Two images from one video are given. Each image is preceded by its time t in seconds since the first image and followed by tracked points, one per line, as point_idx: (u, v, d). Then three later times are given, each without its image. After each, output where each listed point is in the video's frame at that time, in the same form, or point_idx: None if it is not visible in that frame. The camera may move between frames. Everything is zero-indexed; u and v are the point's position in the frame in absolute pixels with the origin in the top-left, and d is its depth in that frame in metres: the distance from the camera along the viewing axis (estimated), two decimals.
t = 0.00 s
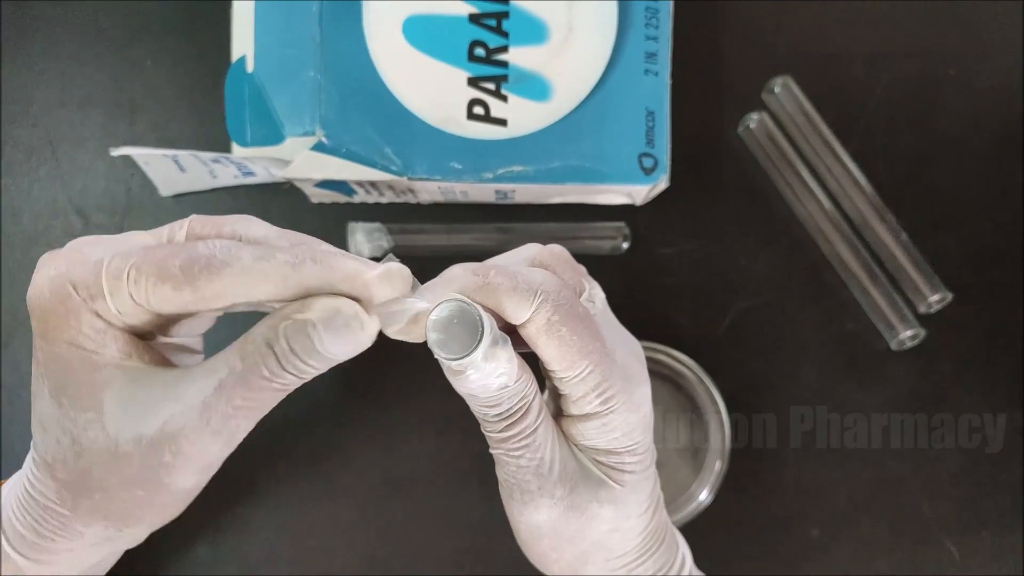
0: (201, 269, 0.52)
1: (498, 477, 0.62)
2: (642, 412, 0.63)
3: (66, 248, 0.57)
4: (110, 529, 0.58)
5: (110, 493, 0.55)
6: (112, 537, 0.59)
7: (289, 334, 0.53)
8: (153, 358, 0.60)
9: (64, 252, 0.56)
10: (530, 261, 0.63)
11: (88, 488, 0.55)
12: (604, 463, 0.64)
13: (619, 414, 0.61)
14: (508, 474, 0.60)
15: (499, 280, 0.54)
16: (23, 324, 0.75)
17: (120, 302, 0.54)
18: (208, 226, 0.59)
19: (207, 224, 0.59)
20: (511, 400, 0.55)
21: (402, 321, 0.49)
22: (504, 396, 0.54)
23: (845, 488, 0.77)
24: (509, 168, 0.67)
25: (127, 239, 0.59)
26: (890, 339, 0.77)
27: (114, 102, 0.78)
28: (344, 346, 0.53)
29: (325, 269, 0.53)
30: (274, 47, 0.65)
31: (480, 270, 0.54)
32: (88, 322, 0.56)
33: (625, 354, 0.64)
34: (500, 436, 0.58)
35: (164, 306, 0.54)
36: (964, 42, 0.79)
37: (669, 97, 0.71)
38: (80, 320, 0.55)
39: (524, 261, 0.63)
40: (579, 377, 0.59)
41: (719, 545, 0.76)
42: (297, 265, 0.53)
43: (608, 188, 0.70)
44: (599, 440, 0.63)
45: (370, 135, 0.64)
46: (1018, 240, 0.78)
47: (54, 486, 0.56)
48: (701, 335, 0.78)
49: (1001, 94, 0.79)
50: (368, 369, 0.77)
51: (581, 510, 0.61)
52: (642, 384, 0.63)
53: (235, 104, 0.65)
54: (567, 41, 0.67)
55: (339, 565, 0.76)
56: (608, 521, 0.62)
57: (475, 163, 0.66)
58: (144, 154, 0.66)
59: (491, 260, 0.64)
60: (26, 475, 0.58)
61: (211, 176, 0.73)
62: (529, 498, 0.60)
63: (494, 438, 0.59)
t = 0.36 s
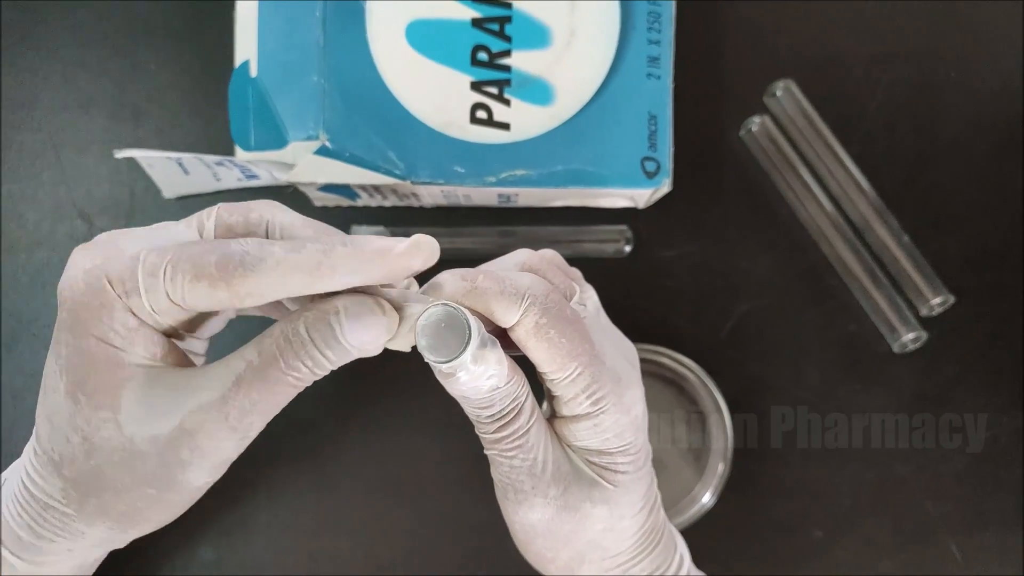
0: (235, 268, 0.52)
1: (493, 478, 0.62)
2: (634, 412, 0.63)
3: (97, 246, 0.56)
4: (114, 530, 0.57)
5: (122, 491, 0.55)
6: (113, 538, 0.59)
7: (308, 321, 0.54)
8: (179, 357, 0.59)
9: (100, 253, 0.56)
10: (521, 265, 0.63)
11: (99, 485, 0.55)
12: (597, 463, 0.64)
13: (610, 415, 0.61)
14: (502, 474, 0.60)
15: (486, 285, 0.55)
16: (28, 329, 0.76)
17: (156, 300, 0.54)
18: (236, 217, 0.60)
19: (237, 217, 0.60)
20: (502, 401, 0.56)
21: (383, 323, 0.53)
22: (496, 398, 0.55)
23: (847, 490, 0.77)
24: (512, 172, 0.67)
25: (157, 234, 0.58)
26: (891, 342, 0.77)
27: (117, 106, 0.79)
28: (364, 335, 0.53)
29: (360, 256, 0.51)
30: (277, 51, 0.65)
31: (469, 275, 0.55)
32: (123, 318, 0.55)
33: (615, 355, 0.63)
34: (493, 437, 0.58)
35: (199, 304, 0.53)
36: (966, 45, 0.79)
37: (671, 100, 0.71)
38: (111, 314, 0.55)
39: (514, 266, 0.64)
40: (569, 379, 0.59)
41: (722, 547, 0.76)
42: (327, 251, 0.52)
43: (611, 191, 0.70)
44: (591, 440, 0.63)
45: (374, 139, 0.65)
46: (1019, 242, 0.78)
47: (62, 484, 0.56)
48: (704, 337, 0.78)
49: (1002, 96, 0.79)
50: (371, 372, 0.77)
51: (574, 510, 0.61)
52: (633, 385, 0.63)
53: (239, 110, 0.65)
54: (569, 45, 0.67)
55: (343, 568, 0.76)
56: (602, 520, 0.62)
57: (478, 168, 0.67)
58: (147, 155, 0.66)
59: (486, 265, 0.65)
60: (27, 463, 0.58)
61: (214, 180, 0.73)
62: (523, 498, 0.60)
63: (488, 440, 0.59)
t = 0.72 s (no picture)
0: (224, 246, 0.53)
1: (496, 484, 0.62)
2: (634, 412, 0.63)
3: (78, 236, 0.57)
4: (106, 519, 0.58)
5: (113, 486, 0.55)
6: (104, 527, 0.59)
7: (297, 320, 0.53)
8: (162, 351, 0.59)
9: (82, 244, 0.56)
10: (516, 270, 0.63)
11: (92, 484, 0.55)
12: (599, 465, 0.64)
13: (610, 416, 0.61)
14: (505, 479, 0.60)
15: (481, 290, 0.55)
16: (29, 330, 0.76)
17: (143, 282, 0.54)
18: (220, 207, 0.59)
19: (220, 204, 0.59)
20: (503, 406, 0.56)
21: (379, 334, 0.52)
22: (496, 403, 0.55)
23: (848, 492, 0.77)
24: (513, 174, 0.67)
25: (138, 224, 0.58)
26: (892, 344, 0.77)
27: (119, 108, 0.79)
28: (358, 332, 0.52)
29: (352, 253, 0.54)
30: (279, 52, 0.65)
31: (463, 282, 0.55)
32: (109, 305, 0.55)
33: (614, 356, 0.63)
34: (495, 442, 0.58)
35: (189, 287, 0.54)
36: (966, 46, 0.79)
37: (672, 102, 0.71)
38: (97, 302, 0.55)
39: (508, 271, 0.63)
40: (568, 381, 0.59)
41: (722, 549, 0.76)
42: (318, 246, 0.54)
43: (611, 193, 0.70)
44: (592, 442, 0.63)
45: (375, 141, 0.65)
46: (1020, 244, 0.78)
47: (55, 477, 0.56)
48: (705, 339, 0.78)
49: (1003, 98, 0.79)
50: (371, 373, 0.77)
51: (579, 513, 0.61)
52: (632, 385, 0.63)
53: (241, 112, 0.65)
54: (571, 48, 0.67)
55: (344, 569, 0.76)
56: (606, 521, 0.62)
57: (479, 169, 0.67)
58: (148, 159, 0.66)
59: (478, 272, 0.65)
60: (15, 457, 0.58)
61: (215, 183, 0.73)
62: (527, 502, 0.60)
63: (490, 445, 0.59)
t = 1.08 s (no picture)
0: (229, 383, 0.50)
1: (497, 484, 0.62)
2: (631, 400, 0.63)
3: (20, 380, 0.49)
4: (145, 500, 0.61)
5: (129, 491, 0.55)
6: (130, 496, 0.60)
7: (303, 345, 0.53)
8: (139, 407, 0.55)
9: (38, 385, 0.49)
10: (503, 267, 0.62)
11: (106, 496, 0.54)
12: (600, 457, 0.64)
13: (608, 406, 0.61)
14: (508, 479, 0.60)
15: (472, 286, 0.53)
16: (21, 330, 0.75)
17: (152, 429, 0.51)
18: (180, 305, 0.51)
19: (171, 296, 0.50)
20: (503, 403, 0.55)
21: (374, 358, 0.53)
22: (496, 400, 0.54)
23: (845, 491, 0.77)
24: (509, 172, 0.66)
25: (81, 342, 0.49)
26: (889, 342, 0.77)
27: (112, 105, 0.78)
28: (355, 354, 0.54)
29: (353, 337, 0.49)
30: (273, 49, 0.64)
31: (454, 279, 0.54)
32: (104, 447, 0.51)
33: (606, 346, 0.63)
34: (497, 442, 0.58)
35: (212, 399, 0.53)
36: (963, 45, 0.79)
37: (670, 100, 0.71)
38: (81, 439, 0.49)
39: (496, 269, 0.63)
40: (565, 373, 0.59)
41: (720, 548, 0.76)
42: (318, 342, 0.49)
43: (608, 192, 0.69)
44: (592, 435, 0.63)
45: (370, 139, 0.64)
46: (1017, 243, 0.78)
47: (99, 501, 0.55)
48: (702, 338, 0.77)
49: (1000, 97, 0.79)
50: (367, 372, 0.77)
51: (583, 508, 0.61)
52: (626, 373, 0.63)
53: (235, 109, 0.65)
54: (567, 45, 0.67)
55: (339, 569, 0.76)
56: (611, 514, 0.62)
57: (475, 167, 0.66)
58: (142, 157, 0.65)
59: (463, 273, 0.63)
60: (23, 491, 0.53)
61: (209, 180, 0.72)
62: (531, 500, 0.60)
63: (490, 445, 0.58)
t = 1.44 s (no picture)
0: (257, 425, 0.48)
1: (489, 492, 0.62)
2: (617, 402, 0.62)
3: (42, 442, 0.46)
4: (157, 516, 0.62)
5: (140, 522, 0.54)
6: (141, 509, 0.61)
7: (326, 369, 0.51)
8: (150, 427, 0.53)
9: (62, 445, 0.46)
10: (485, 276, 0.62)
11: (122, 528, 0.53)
12: (590, 461, 0.64)
13: (594, 410, 0.61)
14: (499, 487, 0.60)
15: (453, 296, 0.54)
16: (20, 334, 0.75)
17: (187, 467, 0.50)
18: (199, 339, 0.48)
19: (189, 335, 0.48)
20: (489, 411, 0.55)
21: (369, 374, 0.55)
22: (481, 408, 0.54)
23: (845, 493, 0.77)
24: (507, 175, 0.66)
25: (99, 386, 0.47)
26: (886, 343, 0.77)
27: (109, 109, 0.78)
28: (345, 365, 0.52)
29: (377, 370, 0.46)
30: (271, 53, 0.64)
31: (433, 291, 0.55)
32: (135, 494, 0.49)
33: (589, 348, 0.63)
34: (485, 450, 0.58)
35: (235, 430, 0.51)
36: (961, 45, 0.79)
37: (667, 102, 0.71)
38: (113, 490, 0.48)
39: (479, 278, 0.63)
40: (549, 379, 0.59)
41: (719, 550, 0.76)
42: (342, 380, 0.47)
43: (606, 194, 0.69)
44: (580, 439, 0.63)
45: (368, 142, 0.64)
46: (1015, 244, 0.78)
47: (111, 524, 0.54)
48: (700, 340, 0.77)
49: (997, 98, 0.79)
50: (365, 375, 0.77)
51: (575, 512, 0.61)
52: (610, 375, 0.63)
53: (232, 113, 0.65)
54: (564, 47, 0.67)
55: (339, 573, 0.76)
56: (603, 517, 0.62)
57: (472, 171, 0.66)
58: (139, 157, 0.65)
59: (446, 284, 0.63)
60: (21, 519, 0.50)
61: (206, 182, 0.72)
62: (522, 507, 0.60)
63: (479, 453, 0.59)
